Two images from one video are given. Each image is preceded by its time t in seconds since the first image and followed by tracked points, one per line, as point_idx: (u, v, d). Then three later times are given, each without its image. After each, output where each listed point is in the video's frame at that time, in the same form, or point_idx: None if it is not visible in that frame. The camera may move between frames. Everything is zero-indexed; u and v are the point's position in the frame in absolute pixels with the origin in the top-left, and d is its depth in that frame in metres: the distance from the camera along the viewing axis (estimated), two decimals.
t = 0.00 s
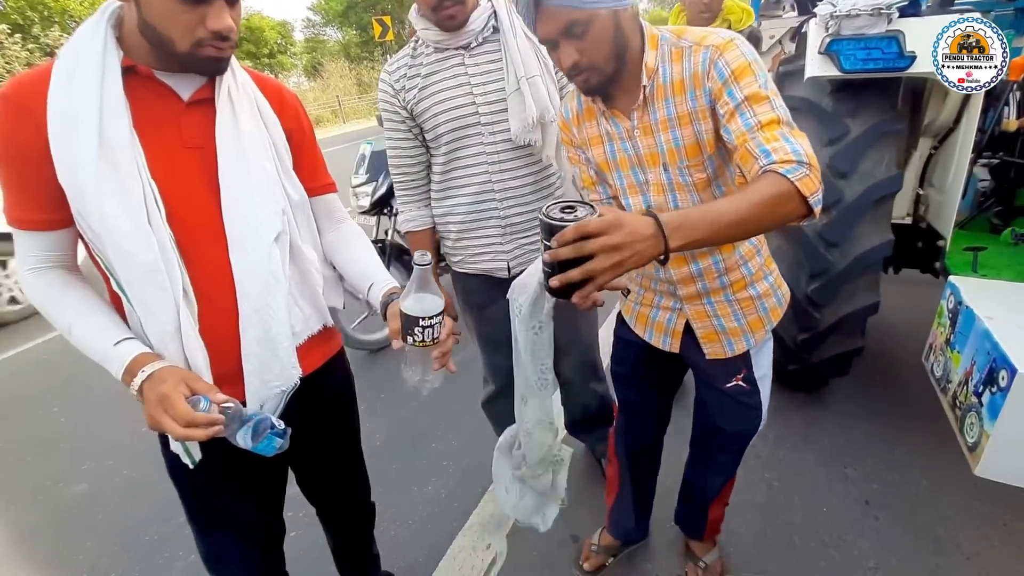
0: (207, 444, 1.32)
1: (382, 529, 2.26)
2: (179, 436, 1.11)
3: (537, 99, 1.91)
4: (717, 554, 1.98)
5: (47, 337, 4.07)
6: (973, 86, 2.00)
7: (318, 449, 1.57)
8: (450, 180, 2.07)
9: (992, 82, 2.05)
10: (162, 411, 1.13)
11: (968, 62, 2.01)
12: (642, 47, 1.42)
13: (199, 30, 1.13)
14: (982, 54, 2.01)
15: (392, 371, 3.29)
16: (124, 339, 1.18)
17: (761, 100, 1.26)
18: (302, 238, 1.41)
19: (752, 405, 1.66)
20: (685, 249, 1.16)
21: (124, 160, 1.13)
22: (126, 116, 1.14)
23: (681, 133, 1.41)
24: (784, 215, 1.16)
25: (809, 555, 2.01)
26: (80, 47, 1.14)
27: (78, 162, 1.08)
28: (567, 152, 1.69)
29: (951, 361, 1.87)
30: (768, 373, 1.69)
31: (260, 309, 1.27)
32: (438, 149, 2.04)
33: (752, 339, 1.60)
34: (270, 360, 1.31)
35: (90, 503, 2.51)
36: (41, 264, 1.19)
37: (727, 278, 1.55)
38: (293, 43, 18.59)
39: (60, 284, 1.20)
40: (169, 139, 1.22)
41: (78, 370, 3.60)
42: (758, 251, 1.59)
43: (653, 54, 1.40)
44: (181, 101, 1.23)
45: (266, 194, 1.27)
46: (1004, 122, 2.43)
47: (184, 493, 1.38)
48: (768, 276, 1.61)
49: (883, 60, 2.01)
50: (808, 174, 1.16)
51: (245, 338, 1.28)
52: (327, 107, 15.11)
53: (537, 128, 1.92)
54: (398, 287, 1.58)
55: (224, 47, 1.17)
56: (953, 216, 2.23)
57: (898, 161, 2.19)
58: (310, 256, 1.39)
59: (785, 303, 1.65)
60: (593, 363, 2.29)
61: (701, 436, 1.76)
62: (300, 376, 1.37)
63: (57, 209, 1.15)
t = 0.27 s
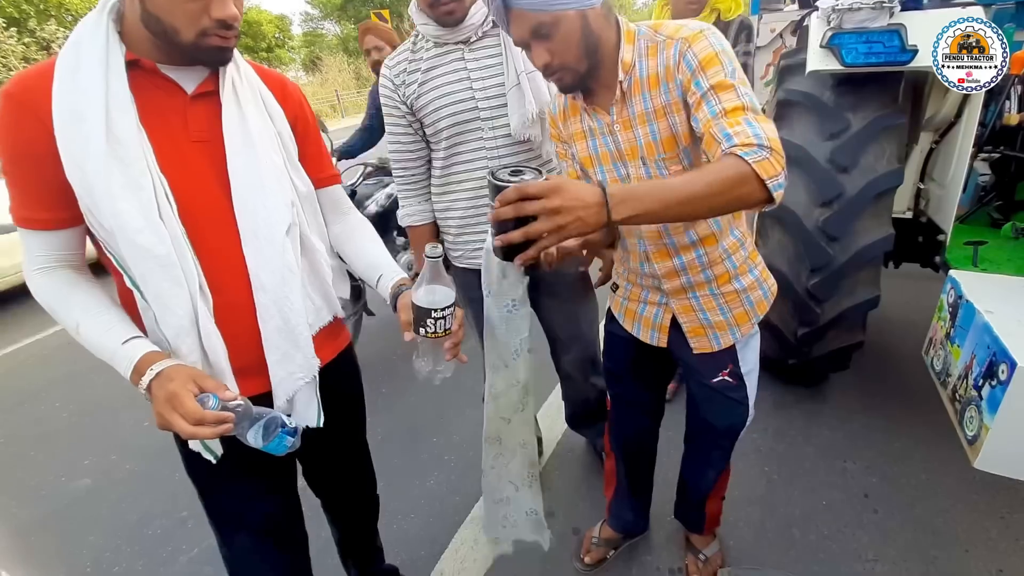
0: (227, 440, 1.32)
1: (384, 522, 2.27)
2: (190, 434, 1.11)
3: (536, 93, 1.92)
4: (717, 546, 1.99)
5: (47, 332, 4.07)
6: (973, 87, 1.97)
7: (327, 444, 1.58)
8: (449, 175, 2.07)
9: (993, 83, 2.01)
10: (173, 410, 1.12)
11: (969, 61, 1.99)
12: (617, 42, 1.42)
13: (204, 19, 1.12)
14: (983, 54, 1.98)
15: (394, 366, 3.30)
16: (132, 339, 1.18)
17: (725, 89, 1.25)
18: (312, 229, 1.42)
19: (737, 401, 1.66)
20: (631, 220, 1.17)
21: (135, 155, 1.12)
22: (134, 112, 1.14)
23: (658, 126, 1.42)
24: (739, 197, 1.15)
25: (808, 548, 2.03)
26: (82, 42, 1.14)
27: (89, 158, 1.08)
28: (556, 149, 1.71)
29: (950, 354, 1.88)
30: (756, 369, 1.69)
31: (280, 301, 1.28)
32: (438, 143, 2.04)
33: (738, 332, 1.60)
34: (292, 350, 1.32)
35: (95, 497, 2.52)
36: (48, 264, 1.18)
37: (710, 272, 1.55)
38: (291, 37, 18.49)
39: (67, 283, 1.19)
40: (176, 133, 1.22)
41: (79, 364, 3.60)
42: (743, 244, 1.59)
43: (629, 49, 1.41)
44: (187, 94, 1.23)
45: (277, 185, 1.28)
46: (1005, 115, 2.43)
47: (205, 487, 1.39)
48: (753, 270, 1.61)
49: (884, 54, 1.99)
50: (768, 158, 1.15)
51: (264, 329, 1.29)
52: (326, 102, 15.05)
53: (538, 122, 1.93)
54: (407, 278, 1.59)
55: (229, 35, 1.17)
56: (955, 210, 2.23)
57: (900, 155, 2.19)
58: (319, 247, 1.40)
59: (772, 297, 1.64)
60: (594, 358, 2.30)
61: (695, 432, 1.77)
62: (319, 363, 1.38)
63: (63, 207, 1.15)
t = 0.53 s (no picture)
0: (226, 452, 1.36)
1: (387, 516, 2.28)
2: (207, 444, 1.06)
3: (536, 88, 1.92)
4: (719, 539, 2.00)
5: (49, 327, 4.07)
6: (973, 87, 1.97)
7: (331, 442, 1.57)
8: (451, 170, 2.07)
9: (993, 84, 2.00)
10: (185, 419, 1.09)
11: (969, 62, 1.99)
12: (601, 34, 1.42)
13: (200, 8, 1.11)
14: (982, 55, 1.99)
15: (396, 360, 3.30)
16: (127, 348, 1.17)
17: (693, 75, 1.25)
18: (310, 226, 1.43)
19: (725, 396, 1.67)
20: (577, 192, 1.18)
21: (128, 152, 1.12)
22: (124, 104, 1.13)
23: (638, 119, 1.42)
24: (693, 176, 1.15)
25: (809, 541, 2.04)
26: (66, 36, 1.12)
27: (80, 155, 1.07)
28: (544, 142, 1.71)
29: (953, 349, 1.88)
30: (743, 365, 1.69)
31: (286, 300, 1.30)
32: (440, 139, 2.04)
33: (725, 326, 1.60)
34: (302, 352, 1.35)
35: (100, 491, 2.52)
36: (27, 271, 1.15)
37: (696, 266, 1.55)
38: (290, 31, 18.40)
39: (51, 292, 1.17)
40: (170, 129, 1.21)
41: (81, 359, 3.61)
42: (729, 237, 1.58)
43: (612, 41, 1.41)
44: (177, 88, 1.22)
45: (276, 182, 1.28)
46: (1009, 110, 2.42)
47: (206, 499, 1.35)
48: (741, 264, 1.60)
49: (887, 48, 1.97)
50: (725, 140, 1.15)
51: (273, 331, 1.31)
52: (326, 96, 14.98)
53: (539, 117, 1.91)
54: (411, 275, 1.61)
55: (225, 24, 1.17)
56: (957, 204, 2.23)
57: (903, 149, 2.18)
58: (318, 244, 1.41)
59: (760, 291, 1.64)
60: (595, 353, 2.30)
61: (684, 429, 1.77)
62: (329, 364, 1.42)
63: (39, 208, 1.12)
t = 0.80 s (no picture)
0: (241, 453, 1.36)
1: (389, 512, 2.29)
2: (222, 448, 1.03)
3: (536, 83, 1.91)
4: (720, 534, 2.00)
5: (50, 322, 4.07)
6: (973, 86, 1.96)
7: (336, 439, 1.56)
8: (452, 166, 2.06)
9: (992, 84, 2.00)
10: (198, 422, 1.05)
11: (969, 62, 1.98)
12: (592, 28, 1.42)
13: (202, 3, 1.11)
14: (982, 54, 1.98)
15: (397, 356, 3.30)
16: (135, 352, 1.10)
17: (677, 64, 1.25)
18: (314, 222, 1.43)
19: (725, 391, 1.67)
20: (553, 183, 1.17)
21: (134, 149, 1.11)
22: (128, 101, 1.12)
23: (631, 113, 1.42)
24: (671, 164, 1.15)
25: (809, 536, 2.05)
26: (63, 31, 1.10)
27: (86, 153, 1.06)
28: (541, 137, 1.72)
29: (955, 345, 1.88)
30: (745, 358, 1.69)
31: (295, 296, 1.31)
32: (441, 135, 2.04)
33: (724, 319, 1.59)
34: (313, 348, 1.36)
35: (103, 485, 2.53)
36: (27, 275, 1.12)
37: (693, 259, 1.55)
38: (290, 25, 18.32)
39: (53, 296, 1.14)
40: (172, 126, 1.20)
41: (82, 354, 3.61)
42: (725, 231, 1.57)
43: (604, 36, 1.41)
44: (179, 83, 1.21)
45: (281, 178, 1.28)
46: (1013, 106, 2.41)
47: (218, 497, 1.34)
48: (738, 257, 1.60)
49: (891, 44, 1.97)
50: (704, 125, 1.14)
51: (283, 328, 1.32)
52: (326, 92, 14.93)
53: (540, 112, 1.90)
54: (412, 271, 1.61)
55: (228, 19, 1.17)
56: (958, 201, 2.24)
57: (906, 145, 2.17)
58: (323, 241, 1.41)
59: (758, 283, 1.64)
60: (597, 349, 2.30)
61: (685, 425, 1.77)
62: (338, 361, 1.43)
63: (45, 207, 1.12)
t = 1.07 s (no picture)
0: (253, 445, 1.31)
1: (391, 508, 2.29)
2: (234, 441, 1.07)
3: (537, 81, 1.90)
4: (720, 531, 2.00)
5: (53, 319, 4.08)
6: (973, 87, 1.94)
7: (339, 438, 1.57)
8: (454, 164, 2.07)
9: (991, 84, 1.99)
10: (212, 416, 1.08)
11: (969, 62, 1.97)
12: (591, 27, 1.41)
13: None
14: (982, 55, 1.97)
15: (399, 353, 3.30)
16: (148, 347, 1.14)
17: (671, 66, 1.25)
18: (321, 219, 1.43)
19: (725, 390, 1.67)
20: (545, 189, 1.18)
21: (143, 146, 1.11)
22: (137, 98, 1.12)
23: (627, 112, 1.42)
24: (664, 169, 1.14)
25: (811, 534, 2.05)
26: (70, 28, 1.10)
27: (95, 150, 1.06)
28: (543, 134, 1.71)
29: (956, 343, 1.88)
30: (743, 358, 1.69)
31: (304, 291, 1.31)
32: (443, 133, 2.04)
33: (722, 318, 1.60)
34: (322, 342, 1.36)
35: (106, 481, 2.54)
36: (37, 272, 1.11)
37: (690, 258, 1.55)
38: (291, 21, 18.28)
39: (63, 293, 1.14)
40: (180, 123, 1.20)
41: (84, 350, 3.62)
42: (724, 230, 1.57)
43: (603, 35, 1.41)
44: (186, 81, 1.21)
45: (288, 175, 1.28)
46: (1016, 104, 2.40)
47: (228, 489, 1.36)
48: (737, 256, 1.60)
49: (896, 41, 1.95)
50: (695, 130, 1.14)
51: (292, 323, 1.32)
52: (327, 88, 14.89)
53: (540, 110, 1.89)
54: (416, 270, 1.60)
55: (235, 16, 1.16)
56: (960, 199, 2.23)
57: (908, 143, 2.16)
58: (330, 238, 1.41)
59: (757, 282, 1.64)
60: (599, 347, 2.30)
61: (685, 423, 1.78)
62: (346, 356, 1.44)
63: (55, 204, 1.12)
